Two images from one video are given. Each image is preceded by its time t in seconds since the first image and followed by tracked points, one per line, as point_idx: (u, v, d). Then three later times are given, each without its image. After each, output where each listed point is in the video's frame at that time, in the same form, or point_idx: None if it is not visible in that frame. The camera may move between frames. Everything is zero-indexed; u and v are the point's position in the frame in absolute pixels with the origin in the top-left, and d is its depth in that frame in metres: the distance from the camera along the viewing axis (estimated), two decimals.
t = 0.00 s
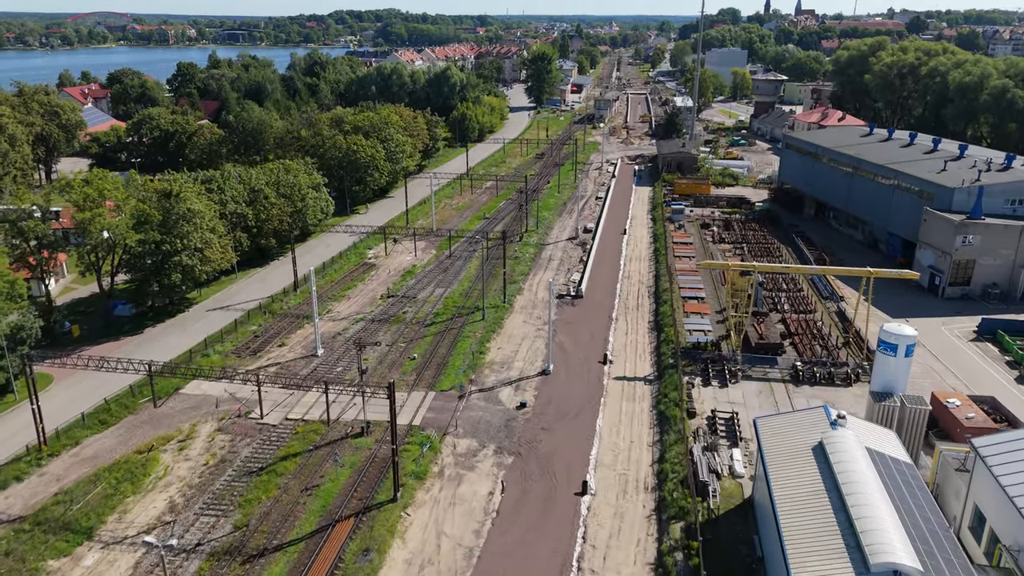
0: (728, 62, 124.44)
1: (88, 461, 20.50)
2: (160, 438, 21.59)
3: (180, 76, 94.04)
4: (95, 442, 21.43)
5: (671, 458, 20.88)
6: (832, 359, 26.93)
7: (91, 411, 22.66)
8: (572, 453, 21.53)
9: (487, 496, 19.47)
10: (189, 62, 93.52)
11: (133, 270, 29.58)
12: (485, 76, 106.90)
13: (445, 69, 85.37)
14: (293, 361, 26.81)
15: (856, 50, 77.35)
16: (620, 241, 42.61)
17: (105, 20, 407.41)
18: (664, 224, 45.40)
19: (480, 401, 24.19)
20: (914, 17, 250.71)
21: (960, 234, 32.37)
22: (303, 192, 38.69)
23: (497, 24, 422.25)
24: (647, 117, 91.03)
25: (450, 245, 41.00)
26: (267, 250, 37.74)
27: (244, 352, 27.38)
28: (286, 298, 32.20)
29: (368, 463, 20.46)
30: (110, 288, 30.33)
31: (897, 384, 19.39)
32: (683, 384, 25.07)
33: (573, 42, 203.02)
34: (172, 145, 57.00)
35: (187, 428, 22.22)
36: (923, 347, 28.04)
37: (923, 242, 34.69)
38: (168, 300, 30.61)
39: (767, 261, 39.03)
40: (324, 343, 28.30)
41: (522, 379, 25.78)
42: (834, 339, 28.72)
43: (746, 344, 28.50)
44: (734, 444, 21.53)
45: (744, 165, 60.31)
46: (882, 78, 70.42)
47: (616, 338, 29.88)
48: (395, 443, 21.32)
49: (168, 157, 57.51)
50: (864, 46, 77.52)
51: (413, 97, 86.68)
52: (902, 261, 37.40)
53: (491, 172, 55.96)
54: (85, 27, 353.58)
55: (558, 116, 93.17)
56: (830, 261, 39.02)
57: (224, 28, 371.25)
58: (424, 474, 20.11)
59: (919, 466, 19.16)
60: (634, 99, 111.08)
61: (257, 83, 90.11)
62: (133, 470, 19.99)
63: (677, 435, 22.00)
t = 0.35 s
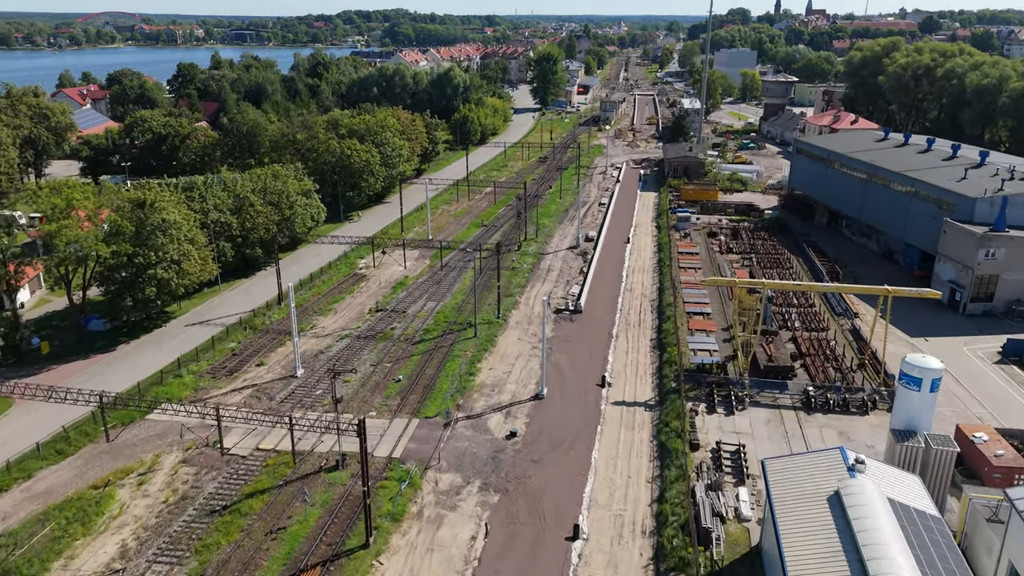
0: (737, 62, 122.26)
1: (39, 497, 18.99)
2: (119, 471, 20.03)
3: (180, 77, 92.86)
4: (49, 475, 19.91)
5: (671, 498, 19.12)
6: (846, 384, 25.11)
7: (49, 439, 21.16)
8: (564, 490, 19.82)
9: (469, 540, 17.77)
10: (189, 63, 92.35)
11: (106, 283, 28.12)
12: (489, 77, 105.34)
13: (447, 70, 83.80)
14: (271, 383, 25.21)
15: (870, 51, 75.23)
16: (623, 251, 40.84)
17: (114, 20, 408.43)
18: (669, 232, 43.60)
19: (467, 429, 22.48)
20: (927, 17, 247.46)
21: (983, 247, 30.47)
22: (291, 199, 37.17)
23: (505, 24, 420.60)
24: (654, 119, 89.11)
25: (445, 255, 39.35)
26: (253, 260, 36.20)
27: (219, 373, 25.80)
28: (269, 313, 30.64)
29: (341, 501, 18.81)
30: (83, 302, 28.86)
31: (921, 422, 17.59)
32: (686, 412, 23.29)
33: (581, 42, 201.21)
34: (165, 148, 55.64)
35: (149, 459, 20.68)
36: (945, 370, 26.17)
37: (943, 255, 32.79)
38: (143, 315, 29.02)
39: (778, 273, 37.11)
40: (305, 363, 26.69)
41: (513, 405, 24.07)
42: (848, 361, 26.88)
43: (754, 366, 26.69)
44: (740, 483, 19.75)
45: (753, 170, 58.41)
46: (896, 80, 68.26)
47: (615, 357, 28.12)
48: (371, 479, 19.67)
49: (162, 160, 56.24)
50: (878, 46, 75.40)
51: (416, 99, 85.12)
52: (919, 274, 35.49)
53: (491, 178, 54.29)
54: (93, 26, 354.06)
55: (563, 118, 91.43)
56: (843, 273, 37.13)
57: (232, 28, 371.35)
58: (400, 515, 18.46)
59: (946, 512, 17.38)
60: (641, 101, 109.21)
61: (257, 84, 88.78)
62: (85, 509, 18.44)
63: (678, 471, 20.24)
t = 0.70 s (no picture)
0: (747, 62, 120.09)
1: None
2: (70, 509, 18.47)
3: (180, 78, 91.61)
4: None
5: (669, 546, 17.38)
6: (862, 412, 23.32)
7: None
8: (552, 535, 18.11)
9: None
10: (189, 63, 91.15)
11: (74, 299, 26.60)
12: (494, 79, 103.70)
13: (451, 70, 82.23)
14: (244, 408, 23.62)
15: (884, 52, 73.11)
16: (626, 261, 39.09)
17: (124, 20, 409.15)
18: (674, 242, 41.80)
19: (450, 463, 20.78)
20: (940, 17, 244.23)
21: (1008, 262, 28.59)
22: (277, 206, 35.62)
23: (514, 24, 418.98)
24: (661, 121, 87.25)
25: (439, 265, 37.71)
26: (238, 271, 34.66)
27: (191, 396, 24.21)
28: (250, 330, 29.08)
29: (307, 547, 17.17)
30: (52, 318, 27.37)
31: (949, 467, 15.84)
32: (687, 443, 21.55)
33: (589, 42, 199.24)
34: (158, 151, 54.52)
35: (105, 494, 19.13)
36: (968, 397, 24.34)
37: (963, 269, 30.91)
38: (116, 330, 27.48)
39: (788, 285, 35.21)
40: (283, 384, 25.10)
41: (501, 434, 22.36)
42: (864, 386, 25.06)
43: (762, 391, 24.90)
44: (746, 528, 18.00)
45: (763, 175, 56.51)
46: (911, 81, 66.11)
47: (614, 379, 26.39)
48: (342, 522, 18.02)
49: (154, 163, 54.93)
50: (892, 47, 73.28)
51: (418, 100, 83.55)
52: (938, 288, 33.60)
53: (491, 184, 52.62)
54: (103, 26, 354.92)
55: (568, 120, 89.62)
56: (857, 287, 35.24)
57: (240, 28, 371.17)
58: (371, 564, 16.82)
59: (975, 568, 15.61)
60: (649, 102, 107.33)
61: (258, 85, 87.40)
62: (28, 554, 16.92)
63: (678, 513, 18.50)
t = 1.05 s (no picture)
0: (756, 63, 117.99)
1: None
2: (11, 554, 16.89)
3: (180, 79, 90.41)
4: None
5: None
6: (880, 446, 21.51)
7: None
8: None
9: None
10: (189, 64, 89.95)
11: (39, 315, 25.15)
12: (499, 80, 102.11)
13: (453, 71, 80.68)
14: (212, 436, 21.99)
15: (898, 53, 71.05)
16: (628, 273, 37.31)
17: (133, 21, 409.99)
18: (679, 252, 40.02)
19: (430, 501, 19.09)
20: (953, 17, 241.14)
21: None
22: (263, 214, 34.04)
23: (522, 24, 417.47)
24: (668, 124, 85.39)
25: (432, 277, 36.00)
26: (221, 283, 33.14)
27: (158, 422, 22.65)
28: (228, 348, 27.53)
29: None
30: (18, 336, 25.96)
31: (981, 525, 13.91)
32: (689, 481, 19.80)
33: (597, 42, 197.44)
34: (148, 155, 53.00)
35: (52, 537, 17.54)
36: (995, 429, 22.48)
37: (987, 286, 29.03)
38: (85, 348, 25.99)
39: (798, 299, 33.32)
40: (257, 409, 23.49)
41: (487, 467, 20.66)
42: (881, 415, 23.25)
43: (771, 420, 23.11)
44: None
45: (772, 181, 54.56)
46: (926, 83, 63.95)
47: (611, 404, 24.64)
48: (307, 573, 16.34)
49: (145, 166, 53.44)
50: (907, 48, 71.26)
51: (420, 102, 82.03)
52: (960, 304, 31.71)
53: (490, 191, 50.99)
54: (111, 26, 355.14)
55: (573, 122, 87.90)
56: (872, 302, 33.34)
57: (248, 28, 371.13)
58: None
59: None
60: (656, 104, 105.46)
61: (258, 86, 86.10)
62: None
63: (678, 564, 16.74)
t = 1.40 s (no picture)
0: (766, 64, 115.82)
1: None
2: None
3: (180, 80, 89.11)
4: None
5: None
6: (900, 485, 19.67)
7: None
8: None
9: None
10: (189, 65, 88.71)
11: None
12: (503, 81, 100.42)
13: (456, 73, 79.06)
14: (175, 468, 20.38)
15: (912, 54, 68.93)
16: (630, 285, 35.51)
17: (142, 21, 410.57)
18: (684, 263, 38.18)
19: (405, 548, 17.40)
20: (966, 16, 237.76)
21: None
22: (246, 223, 32.43)
23: (530, 24, 415.71)
24: (675, 126, 83.49)
25: (423, 289, 34.24)
26: (200, 296, 31.55)
27: (118, 453, 21.05)
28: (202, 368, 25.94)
29: None
30: None
31: None
32: (690, 525, 18.04)
33: (605, 41, 195.45)
34: (139, 158, 51.53)
35: None
36: None
37: (1012, 304, 27.13)
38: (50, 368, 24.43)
39: (809, 314, 31.44)
40: (226, 437, 21.85)
41: (470, 507, 18.96)
42: (899, 448, 21.41)
43: (780, 453, 21.30)
44: None
45: (782, 187, 52.57)
46: (942, 85, 61.78)
47: (608, 433, 22.88)
48: None
49: (135, 170, 52.03)
50: (922, 50, 69.13)
51: (421, 103, 80.41)
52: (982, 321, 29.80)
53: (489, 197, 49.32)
54: (120, 25, 355.75)
55: (579, 124, 86.11)
56: (888, 318, 31.41)
57: (256, 28, 370.87)
58: None
59: None
60: (664, 105, 103.49)
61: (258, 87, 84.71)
62: None
63: None
